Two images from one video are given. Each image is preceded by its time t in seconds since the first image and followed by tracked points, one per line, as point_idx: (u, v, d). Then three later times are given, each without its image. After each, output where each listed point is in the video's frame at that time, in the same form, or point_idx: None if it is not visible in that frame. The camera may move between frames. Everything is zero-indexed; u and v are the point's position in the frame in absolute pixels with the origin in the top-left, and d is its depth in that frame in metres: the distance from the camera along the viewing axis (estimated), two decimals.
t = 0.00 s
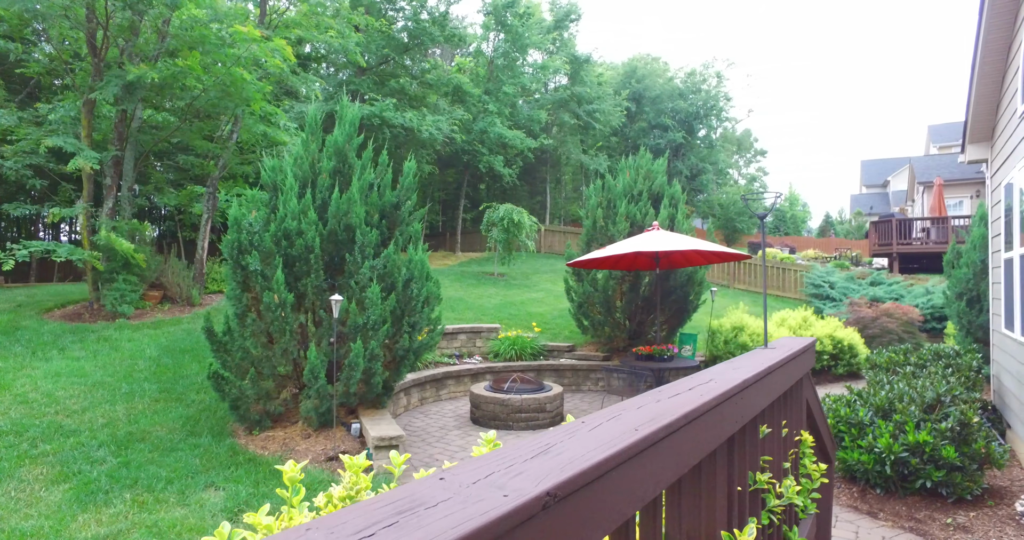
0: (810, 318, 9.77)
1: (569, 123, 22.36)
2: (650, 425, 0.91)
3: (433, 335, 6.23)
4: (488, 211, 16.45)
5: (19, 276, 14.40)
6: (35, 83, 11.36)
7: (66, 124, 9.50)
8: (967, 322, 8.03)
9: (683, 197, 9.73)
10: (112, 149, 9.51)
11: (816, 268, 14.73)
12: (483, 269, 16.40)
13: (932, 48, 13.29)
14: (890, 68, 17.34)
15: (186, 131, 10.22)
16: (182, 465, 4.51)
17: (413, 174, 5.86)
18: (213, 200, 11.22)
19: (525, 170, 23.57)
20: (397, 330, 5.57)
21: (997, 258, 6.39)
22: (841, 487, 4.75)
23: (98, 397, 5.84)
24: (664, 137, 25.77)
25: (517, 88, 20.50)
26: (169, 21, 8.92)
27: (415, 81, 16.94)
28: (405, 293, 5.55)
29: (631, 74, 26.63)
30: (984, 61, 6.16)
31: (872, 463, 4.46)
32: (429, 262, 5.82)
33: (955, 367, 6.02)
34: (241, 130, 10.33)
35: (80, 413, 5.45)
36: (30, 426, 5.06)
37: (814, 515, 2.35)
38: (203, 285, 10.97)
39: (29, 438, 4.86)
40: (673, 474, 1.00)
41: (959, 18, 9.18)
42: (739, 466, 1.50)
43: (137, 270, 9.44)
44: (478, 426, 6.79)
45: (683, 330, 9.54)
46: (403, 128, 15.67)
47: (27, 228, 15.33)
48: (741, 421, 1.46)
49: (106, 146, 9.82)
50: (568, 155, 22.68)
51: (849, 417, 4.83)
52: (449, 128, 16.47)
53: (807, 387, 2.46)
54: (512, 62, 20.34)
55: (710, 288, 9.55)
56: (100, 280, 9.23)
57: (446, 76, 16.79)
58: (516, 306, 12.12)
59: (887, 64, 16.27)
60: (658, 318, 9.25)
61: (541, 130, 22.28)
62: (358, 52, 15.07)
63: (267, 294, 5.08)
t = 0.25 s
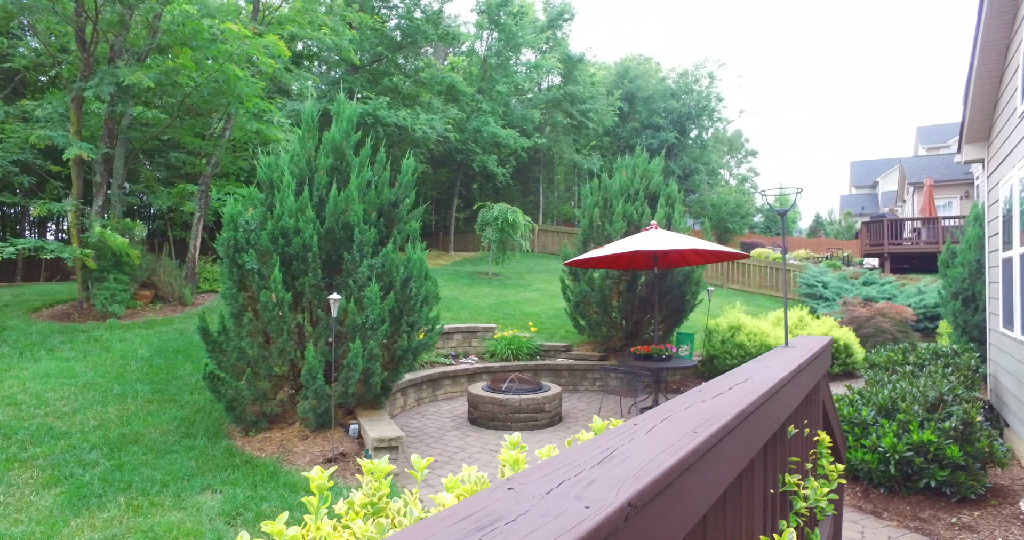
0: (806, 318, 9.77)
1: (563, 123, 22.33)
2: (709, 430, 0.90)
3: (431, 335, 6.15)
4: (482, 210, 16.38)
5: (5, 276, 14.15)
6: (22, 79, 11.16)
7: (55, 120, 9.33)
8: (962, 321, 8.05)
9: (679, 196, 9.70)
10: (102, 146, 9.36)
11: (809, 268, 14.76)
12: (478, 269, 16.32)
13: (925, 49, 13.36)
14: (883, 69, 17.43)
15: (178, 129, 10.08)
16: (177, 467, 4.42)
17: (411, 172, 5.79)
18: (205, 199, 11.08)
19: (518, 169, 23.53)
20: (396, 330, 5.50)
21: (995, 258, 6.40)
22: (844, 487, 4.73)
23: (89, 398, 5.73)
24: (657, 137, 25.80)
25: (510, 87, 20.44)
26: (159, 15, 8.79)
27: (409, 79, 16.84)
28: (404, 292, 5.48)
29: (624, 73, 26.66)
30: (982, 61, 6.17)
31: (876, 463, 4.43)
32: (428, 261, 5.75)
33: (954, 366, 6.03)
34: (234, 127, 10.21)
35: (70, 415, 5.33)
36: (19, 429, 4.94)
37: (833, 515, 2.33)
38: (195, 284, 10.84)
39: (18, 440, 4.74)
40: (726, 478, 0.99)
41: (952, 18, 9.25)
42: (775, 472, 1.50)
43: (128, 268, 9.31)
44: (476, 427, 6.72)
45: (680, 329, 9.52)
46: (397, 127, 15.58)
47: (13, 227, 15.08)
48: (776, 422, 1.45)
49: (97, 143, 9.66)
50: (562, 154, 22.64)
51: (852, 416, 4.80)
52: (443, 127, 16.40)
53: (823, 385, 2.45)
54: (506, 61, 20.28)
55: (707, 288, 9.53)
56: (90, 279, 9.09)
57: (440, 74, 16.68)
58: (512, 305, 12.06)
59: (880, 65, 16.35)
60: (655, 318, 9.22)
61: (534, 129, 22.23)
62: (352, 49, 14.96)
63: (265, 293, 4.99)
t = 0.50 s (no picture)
0: (807, 317, 9.73)
1: (560, 122, 22.28)
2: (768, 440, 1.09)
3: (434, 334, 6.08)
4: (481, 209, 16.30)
5: None
6: (16, 75, 11.03)
7: (51, 117, 9.22)
8: (964, 321, 8.03)
9: (681, 195, 9.66)
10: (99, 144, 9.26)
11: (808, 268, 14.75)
12: (476, 269, 16.23)
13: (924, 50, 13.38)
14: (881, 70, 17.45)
15: (175, 127, 9.99)
16: (179, 468, 4.35)
17: (415, 169, 5.72)
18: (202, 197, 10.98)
19: (515, 169, 23.48)
20: (400, 330, 5.44)
21: (999, 257, 6.38)
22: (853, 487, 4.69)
23: (88, 398, 5.65)
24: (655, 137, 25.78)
25: (508, 86, 20.37)
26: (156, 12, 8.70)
27: (407, 78, 16.75)
28: (408, 291, 5.42)
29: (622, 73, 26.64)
30: (987, 60, 6.14)
31: (886, 463, 4.38)
32: (432, 260, 5.68)
33: (960, 366, 6.00)
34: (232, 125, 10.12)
35: (69, 416, 5.25)
36: (17, 430, 4.86)
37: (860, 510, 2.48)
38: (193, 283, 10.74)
39: (16, 441, 4.66)
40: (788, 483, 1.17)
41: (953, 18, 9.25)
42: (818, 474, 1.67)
43: (125, 267, 9.21)
44: (479, 427, 6.66)
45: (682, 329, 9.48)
46: (395, 126, 15.49)
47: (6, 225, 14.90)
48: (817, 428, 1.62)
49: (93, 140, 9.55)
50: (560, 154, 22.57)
51: (860, 416, 4.77)
52: (442, 126, 16.32)
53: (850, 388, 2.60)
54: (504, 61, 20.22)
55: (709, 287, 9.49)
56: (87, 278, 8.99)
57: (439, 73, 16.61)
58: (512, 305, 12.00)
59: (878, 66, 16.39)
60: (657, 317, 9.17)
61: (532, 128, 22.18)
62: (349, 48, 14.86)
63: (268, 291, 4.93)
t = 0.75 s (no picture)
0: (812, 317, 9.68)
1: (562, 122, 22.22)
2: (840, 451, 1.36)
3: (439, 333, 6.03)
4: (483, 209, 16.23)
5: None
6: (18, 73, 10.97)
7: (53, 114, 9.17)
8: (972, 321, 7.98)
9: (686, 194, 9.62)
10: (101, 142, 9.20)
11: (810, 268, 14.69)
12: (479, 268, 16.16)
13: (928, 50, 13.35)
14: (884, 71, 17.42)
15: (178, 123, 9.99)
16: (186, 468, 4.31)
17: (421, 167, 5.67)
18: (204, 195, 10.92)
19: (517, 168, 23.44)
20: (407, 329, 5.40)
21: (1008, 257, 6.34)
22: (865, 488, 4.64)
23: (93, 398, 5.60)
24: (656, 137, 25.73)
25: (510, 86, 20.31)
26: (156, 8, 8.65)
27: (409, 78, 16.68)
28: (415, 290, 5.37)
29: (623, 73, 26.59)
30: (995, 58, 6.09)
31: (899, 462, 4.29)
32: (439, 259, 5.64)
33: (970, 365, 5.96)
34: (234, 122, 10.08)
35: (74, 415, 5.21)
36: (22, 429, 4.82)
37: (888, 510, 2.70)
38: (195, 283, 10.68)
39: (22, 441, 4.62)
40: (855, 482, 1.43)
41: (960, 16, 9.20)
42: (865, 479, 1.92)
43: (127, 266, 9.16)
44: (485, 427, 6.60)
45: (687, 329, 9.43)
46: (397, 125, 15.42)
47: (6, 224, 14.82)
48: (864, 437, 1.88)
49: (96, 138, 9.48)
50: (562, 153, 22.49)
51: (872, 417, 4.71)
52: (444, 125, 16.26)
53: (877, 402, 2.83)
54: (506, 60, 20.17)
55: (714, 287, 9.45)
56: (89, 277, 8.95)
57: (441, 72, 16.55)
58: (515, 305, 11.95)
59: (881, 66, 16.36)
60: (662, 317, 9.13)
61: (534, 128, 22.11)
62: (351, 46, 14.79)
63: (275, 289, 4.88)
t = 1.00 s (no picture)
0: (825, 316, 9.59)
1: (569, 121, 22.15)
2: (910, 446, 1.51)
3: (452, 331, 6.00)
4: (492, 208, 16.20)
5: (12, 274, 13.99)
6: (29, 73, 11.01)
7: (64, 114, 9.19)
8: (989, 320, 7.89)
9: (697, 192, 9.56)
10: (113, 141, 9.23)
11: (821, 268, 14.55)
12: (488, 268, 16.12)
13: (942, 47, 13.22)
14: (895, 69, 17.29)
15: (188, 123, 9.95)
16: (201, 466, 4.30)
17: (433, 164, 5.64)
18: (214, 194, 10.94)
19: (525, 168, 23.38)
20: (420, 327, 5.38)
21: None
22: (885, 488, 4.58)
23: (108, 395, 5.61)
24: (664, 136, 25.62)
25: (518, 85, 20.25)
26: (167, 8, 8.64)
27: (418, 77, 16.65)
28: (428, 288, 5.35)
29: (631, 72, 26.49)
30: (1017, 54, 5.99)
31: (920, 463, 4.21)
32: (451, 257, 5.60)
33: (989, 365, 5.88)
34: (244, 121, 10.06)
35: (89, 412, 5.21)
36: (39, 426, 4.83)
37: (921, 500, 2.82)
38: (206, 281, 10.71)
39: (39, 438, 4.63)
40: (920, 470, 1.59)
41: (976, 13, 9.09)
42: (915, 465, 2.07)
43: (139, 265, 9.18)
44: (497, 426, 6.58)
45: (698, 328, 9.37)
46: (405, 124, 15.39)
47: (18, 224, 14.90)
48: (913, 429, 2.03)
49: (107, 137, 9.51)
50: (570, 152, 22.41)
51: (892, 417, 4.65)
52: (452, 124, 16.23)
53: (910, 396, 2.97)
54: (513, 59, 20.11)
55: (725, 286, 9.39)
56: (101, 275, 8.98)
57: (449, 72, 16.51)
58: (525, 304, 11.92)
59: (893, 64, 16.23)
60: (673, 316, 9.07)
61: (542, 127, 22.05)
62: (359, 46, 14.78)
63: (288, 287, 4.87)
